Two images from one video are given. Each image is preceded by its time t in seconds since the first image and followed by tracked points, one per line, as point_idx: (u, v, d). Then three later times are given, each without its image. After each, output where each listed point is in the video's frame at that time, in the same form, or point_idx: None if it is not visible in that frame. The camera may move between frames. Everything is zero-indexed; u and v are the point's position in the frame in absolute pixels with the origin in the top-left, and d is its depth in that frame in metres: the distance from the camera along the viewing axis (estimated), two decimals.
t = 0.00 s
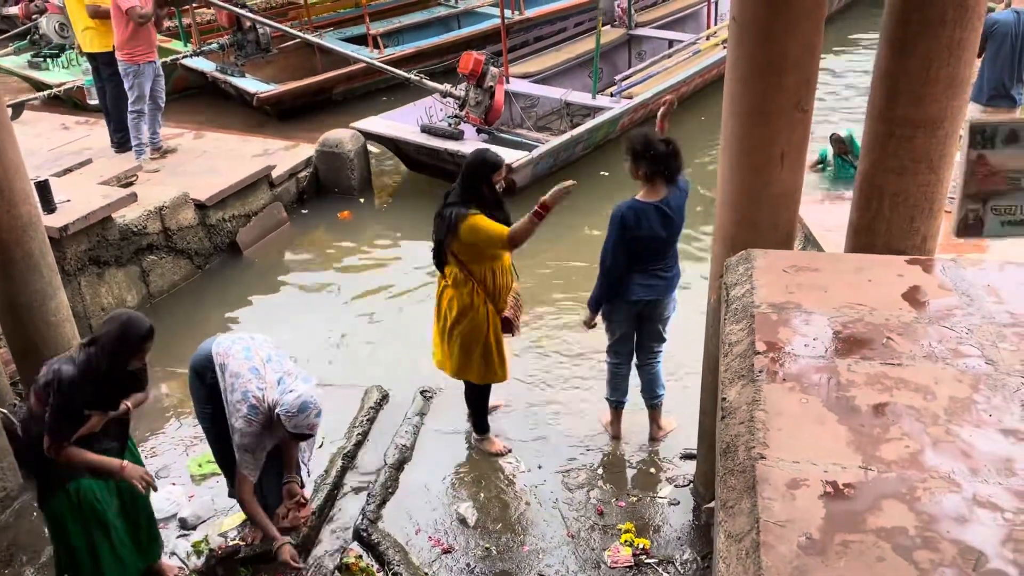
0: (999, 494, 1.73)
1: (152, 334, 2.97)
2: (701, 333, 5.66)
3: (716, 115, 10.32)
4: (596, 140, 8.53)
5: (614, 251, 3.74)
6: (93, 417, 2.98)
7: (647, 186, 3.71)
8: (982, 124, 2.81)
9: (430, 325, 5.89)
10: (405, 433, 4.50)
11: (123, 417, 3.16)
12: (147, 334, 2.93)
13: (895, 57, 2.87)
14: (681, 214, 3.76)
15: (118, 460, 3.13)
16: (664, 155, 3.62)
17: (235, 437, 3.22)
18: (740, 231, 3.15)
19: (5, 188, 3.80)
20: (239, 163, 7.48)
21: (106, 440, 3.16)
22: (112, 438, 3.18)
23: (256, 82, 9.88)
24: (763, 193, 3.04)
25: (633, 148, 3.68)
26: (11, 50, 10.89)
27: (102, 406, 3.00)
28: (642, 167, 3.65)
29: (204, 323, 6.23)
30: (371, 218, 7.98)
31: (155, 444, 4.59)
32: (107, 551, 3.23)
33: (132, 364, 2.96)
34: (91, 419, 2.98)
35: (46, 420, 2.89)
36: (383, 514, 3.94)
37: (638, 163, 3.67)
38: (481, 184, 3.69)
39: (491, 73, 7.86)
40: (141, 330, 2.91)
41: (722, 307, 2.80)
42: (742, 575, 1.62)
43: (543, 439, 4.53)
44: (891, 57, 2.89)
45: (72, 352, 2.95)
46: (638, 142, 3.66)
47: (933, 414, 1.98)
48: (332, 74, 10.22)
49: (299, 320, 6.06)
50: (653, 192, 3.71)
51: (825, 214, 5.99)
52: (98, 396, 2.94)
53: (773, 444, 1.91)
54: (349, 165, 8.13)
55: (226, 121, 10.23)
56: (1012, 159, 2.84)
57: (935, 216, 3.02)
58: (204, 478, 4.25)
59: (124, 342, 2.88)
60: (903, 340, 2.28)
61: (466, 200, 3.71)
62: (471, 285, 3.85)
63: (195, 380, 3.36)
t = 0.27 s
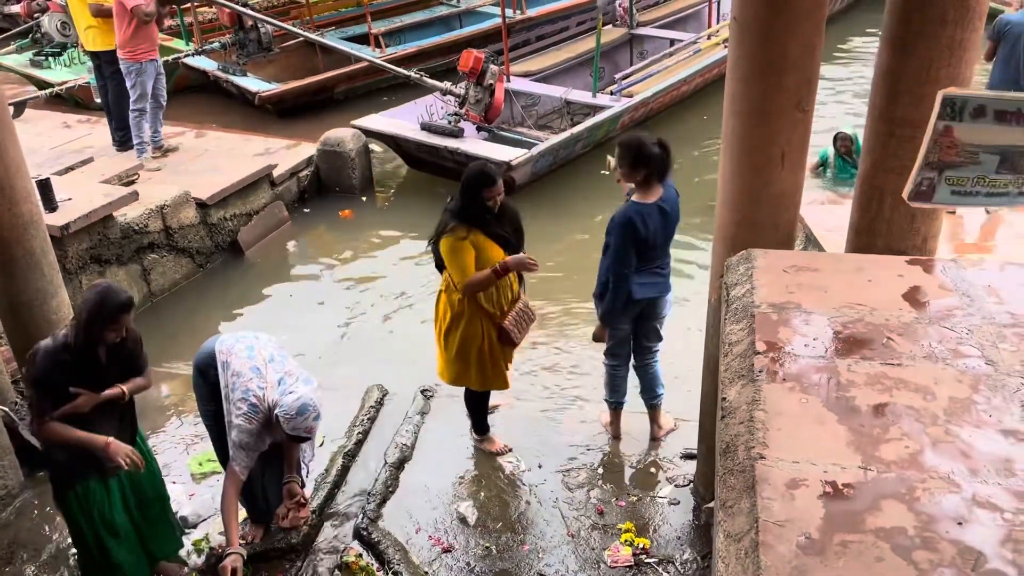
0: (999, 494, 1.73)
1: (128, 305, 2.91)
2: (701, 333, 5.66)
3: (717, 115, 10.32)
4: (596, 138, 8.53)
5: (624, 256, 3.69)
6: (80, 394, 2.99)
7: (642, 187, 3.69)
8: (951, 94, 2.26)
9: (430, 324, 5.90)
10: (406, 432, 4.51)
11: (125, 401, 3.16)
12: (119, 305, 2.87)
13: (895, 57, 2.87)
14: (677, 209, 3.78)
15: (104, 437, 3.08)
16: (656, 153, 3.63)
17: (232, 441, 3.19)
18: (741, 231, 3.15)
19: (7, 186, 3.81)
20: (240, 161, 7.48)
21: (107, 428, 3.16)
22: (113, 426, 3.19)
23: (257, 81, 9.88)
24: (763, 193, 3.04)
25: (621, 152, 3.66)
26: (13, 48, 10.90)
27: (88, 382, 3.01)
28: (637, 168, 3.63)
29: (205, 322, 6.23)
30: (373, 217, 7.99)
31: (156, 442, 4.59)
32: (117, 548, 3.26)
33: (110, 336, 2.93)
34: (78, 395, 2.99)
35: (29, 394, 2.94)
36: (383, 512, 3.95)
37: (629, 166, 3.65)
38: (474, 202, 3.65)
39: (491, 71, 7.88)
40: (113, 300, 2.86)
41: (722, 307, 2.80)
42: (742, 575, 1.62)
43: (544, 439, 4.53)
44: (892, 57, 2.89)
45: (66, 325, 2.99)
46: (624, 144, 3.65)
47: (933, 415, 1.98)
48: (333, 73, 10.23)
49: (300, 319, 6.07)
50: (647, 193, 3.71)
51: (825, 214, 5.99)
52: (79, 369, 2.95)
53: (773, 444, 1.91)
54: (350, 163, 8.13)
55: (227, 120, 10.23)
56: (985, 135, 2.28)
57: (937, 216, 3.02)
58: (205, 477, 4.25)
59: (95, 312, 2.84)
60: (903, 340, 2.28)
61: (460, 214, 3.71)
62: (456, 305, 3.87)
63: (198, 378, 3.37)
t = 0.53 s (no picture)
0: (1002, 494, 1.72)
1: (120, 289, 2.91)
2: (705, 331, 5.66)
3: (723, 112, 10.30)
4: (599, 134, 8.53)
5: (641, 248, 3.64)
6: (71, 380, 2.99)
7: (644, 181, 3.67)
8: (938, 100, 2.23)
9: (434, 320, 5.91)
10: (409, 428, 4.52)
11: (120, 391, 3.17)
12: (109, 288, 2.87)
13: (901, 55, 2.85)
14: (678, 199, 3.78)
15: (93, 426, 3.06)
16: (653, 148, 3.63)
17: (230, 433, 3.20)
18: (745, 230, 3.15)
19: (12, 181, 3.82)
20: (245, 157, 7.49)
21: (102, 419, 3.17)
22: (108, 417, 3.20)
23: (263, 77, 9.89)
24: (768, 191, 3.04)
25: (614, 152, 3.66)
26: (19, 43, 10.92)
27: (80, 368, 3.02)
28: (636, 162, 3.62)
29: (210, 317, 6.25)
30: (378, 212, 7.99)
31: (161, 437, 4.61)
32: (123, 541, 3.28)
33: (102, 320, 2.93)
34: (70, 382, 2.99)
35: (21, 379, 2.95)
36: (386, 509, 3.96)
37: (626, 163, 3.64)
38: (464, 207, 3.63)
39: (494, 66, 7.91)
40: (104, 284, 2.86)
41: (726, 305, 2.80)
42: (744, 573, 1.62)
43: (547, 436, 4.54)
44: (898, 56, 2.88)
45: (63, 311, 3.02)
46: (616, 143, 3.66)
47: (937, 414, 1.97)
48: (339, 69, 10.23)
49: (305, 315, 6.08)
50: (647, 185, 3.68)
51: (830, 212, 5.98)
52: (70, 353, 2.95)
53: (776, 442, 1.91)
54: (355, 160, 8.13)
55: (233, 116, 10.24)
56: (971, 137, 2.26)
57: (943, 215, 3.02)
58: (209, 472, 4.26)
59: (85, 295, 2.84)
60: (908, 339, 2.27)
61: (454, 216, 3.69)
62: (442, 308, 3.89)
63: (203, 372, 3.37)
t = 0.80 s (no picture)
0: (1009, 491, 1.72)
1: (115, 288, 2.87)
2: (712, 325, 5.65)
3: (731, 106, 10.26)
4: (605, 127, 8.53)
5: (665, 239, 3.59)
6: (71, 378, 2.99)
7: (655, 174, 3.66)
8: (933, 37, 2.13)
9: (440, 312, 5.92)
10: (415, 420, 4.54)
11: (119, 384, 3.15)
12: (103, 288, 2.83)
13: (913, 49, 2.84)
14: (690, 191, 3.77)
15: (94, 433, 3.05)
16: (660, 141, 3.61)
17: (229, 420, 3.22)
18: (752, 224, 3.14)
19: (21, 171, 3.83)
20: (253, 149, 7.50)
21: (99, 414, 3.15)
22: (104, 410, 3.18)
23: (271, 68, 9.90)
24: (776, 187, 3.03)
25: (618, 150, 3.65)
26: (29, 34, 10.95)
27: (79, 364, 3.01)
28: (642, 157, 3.59)
29: (217, 309, 6.27)
30: (385, 205, 8.00)
31: (168, 428, 4.63)
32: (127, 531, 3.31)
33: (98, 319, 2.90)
34: (71, 378, 2.99)
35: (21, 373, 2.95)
36: (392, 501, 3.98)
37: (631, 159, 3.61)
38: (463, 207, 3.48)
39: (500, 58, 7.95)
40: (99, 284, 2.83)
41: (734, 299, 2.79)
42: (749, 568, 1.62)
43: (553, 429, 4.54)
44: (909, 51, 2.86)
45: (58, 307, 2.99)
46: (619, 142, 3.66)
47: (945, 410, 1.97)
48: (346, 61, 10.23)
49: (311, 307, 6.10)
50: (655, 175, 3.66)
51: (838, 207, 5.96)
52: (67, 351, 2.94)
53: (783, 437, 1.90)
54: (363, 152, 8.13)
55: (241, 108, 10.26)
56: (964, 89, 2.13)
57: (952, 211, 3.00)
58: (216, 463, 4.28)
59: (80, 295, 2.81)
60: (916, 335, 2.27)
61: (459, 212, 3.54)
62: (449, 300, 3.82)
63: (210, 362, 3.37)
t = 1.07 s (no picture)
0: (1019, 484, 1.71)
1: (120, 282, 2.86)
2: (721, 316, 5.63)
3: (743, 97, 10.21)
4: (614, 116, 8.53)
5: (690, 228, 3.55)
6: (80, 371, 2.98)
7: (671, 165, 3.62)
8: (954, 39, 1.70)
9: (450, 301, 5.94)
10: (424, 409, 4.56)
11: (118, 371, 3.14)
12: (108, 284, 2.82)
13: (926, 40, 2.81)
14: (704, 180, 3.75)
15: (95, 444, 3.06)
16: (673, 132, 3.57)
17: (233, 403, 3.26)
18: (763, 215, 3.12)
19: (33, 157, 3.85)
20: (263, 137, 7.51)
21: (103, 398, 3.13)
22: (108, 395, 3.16)
23: (282, 56, 9.90)
24: (787, 178, 3.01)
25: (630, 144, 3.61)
26: (41, 21, 10.98)
27: (83, 357, 2.99)
28: (653, 148, 3.55)
29: (227, 296, 6.29)
30: (395, 193, 8.02)
31: (178, 414, 4.65)
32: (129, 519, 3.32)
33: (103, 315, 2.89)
34: (79, 372, 2.98)
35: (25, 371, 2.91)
36: (400, 488, 4.00)
37: (642, 151, 3.58)
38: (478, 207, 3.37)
39: (508, 47, 7.96)
40: (105, 280, 2.81)
41: (744, 290, 2.78)
42: (757, 559, 1.62)
43: (562, 419, 4.55)
44: (923, 42, 2.83)
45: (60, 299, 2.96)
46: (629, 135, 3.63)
47: (955, 403, 1.96)
48: (357, 50, 10.21)
49: (320, 294, 6.11)
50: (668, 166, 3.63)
51: (849, 199, 5.92)
52: (71, 346, 2.92)
53: (791, 428, 1.90)
54: (373, 141, 8.14)
55: (251, 95, 10.26)
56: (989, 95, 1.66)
57: (966, 203, 2.98)
58: (226, 448, 4.30)
59: (84, 293, 2.79)
60: (927, 327, 2.26)
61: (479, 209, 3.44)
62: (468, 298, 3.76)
63: (219, 348, 3.39)
